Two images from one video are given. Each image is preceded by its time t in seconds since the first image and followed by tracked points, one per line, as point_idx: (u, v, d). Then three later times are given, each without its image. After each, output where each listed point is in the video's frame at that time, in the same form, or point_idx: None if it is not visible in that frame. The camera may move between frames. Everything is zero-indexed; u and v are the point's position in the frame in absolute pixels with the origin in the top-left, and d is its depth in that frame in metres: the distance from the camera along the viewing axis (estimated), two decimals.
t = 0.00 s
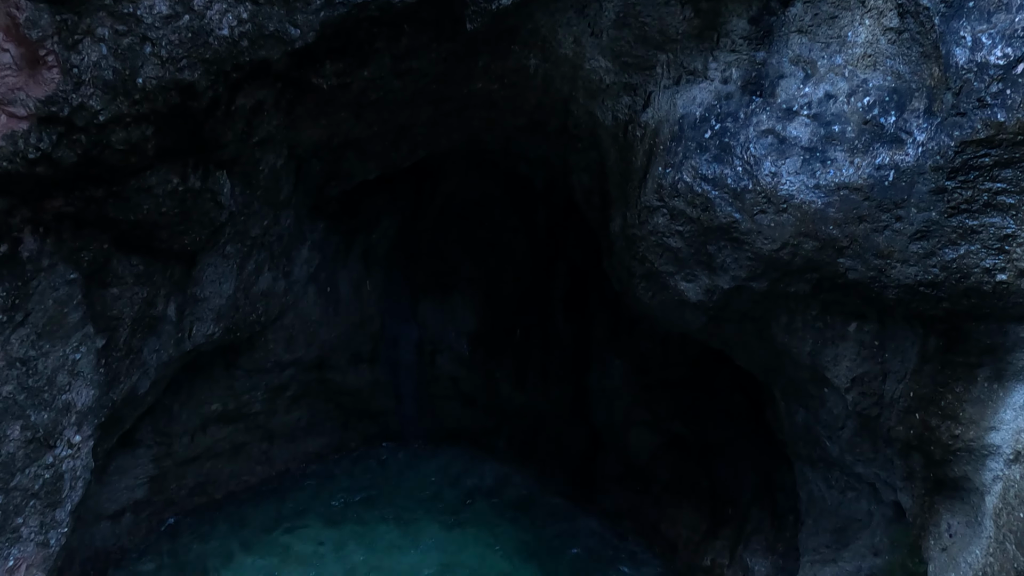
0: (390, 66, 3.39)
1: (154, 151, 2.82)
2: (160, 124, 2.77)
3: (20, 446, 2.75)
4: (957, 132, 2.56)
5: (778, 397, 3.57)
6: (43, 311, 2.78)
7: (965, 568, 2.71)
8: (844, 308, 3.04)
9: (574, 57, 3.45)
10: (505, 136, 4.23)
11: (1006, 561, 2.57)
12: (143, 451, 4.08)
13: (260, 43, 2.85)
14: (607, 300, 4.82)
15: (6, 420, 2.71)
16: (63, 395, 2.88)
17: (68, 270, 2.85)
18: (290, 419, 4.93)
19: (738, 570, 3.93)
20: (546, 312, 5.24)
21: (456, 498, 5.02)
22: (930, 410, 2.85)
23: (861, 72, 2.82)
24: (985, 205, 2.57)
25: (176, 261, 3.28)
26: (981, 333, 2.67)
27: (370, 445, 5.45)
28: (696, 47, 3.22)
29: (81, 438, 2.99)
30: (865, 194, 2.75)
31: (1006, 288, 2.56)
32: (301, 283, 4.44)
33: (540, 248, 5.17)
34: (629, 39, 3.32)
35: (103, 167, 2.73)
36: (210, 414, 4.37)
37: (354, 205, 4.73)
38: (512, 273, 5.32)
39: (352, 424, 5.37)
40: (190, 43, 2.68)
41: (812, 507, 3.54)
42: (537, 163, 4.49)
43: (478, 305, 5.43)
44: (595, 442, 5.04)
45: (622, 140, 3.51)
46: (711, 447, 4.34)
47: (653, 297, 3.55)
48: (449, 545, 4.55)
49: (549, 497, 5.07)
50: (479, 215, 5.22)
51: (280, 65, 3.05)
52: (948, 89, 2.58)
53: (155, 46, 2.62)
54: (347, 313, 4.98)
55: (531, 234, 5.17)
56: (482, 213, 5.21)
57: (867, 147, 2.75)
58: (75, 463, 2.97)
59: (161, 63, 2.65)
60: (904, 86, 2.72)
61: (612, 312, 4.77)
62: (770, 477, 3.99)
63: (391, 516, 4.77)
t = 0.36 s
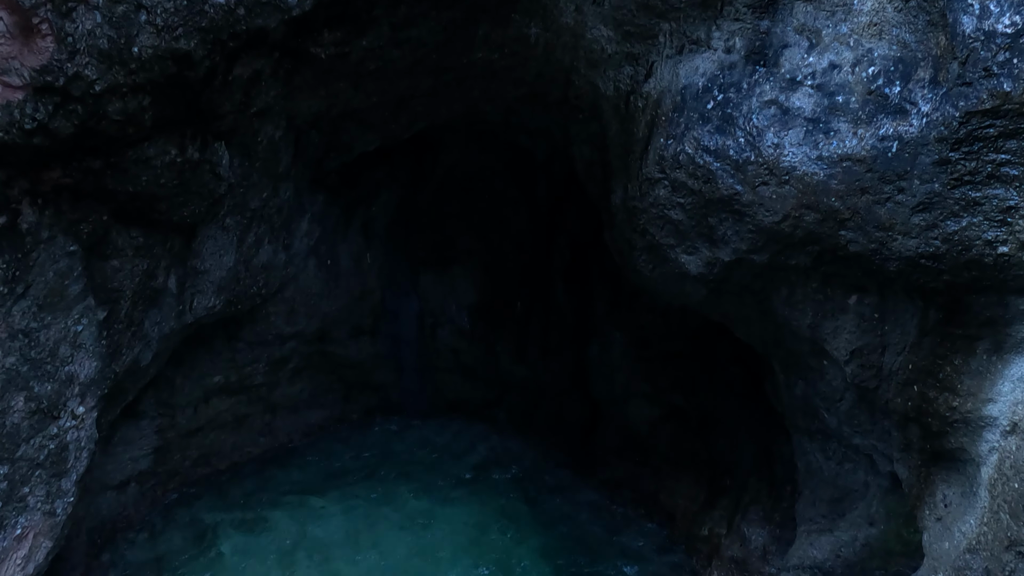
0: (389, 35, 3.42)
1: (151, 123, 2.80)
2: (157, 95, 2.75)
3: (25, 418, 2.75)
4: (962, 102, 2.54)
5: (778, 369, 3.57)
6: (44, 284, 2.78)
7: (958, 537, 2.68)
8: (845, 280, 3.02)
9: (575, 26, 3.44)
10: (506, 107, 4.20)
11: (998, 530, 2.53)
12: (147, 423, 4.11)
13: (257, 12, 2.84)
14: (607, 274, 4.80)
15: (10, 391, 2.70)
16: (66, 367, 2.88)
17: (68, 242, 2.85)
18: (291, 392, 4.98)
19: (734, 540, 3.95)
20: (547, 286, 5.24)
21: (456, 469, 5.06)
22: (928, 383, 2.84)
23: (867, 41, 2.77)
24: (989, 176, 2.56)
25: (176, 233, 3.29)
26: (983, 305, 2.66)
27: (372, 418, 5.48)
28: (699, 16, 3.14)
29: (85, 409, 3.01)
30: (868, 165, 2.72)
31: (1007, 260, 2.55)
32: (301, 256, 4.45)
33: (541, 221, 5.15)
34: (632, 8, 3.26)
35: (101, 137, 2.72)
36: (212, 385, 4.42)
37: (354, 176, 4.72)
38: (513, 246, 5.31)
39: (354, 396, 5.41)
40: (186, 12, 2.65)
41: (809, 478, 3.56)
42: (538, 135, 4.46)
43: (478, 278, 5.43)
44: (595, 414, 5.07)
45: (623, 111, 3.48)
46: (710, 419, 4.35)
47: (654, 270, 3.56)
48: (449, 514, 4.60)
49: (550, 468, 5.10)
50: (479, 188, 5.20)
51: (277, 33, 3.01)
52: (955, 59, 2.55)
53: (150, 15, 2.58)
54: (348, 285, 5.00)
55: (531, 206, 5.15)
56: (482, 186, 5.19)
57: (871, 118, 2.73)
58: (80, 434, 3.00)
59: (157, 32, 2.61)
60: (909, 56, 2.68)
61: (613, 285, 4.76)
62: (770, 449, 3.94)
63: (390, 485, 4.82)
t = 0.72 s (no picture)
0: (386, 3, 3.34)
1: (146, 94, 2.77)
2: (152, 65, 2.72)
3: (27, 390, 2.75)
4: (965, 73, 2.53)
5: (777, 343, 3.57)
6: (42, 256, 2.77)
7: (952, 507, 2.65)
8: (843, 253, 3.03)
9: None
10: (505, 77, 4.17)
11: (992, 499, 2.49)
12: (149, 395, 4.14)
13: None
14: (607, 247, 4.78)
15: (10, 363, 2.70)
16: (66, 339, 2.88)
17: (65, 215, 2.84)
18: (292, 364, 4.99)
19: (730, 511, 3.99)
20: (546, 259, 5.22)
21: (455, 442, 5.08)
22: (925, 354, 2.85)
23: (871, 11, 2.74)
24: (991, 148, 2.53)
25: (174, 207, 3.27)
26: (983, 278, 2.65)
27: (372, 390, 5.50)
28: None
29: (86, 381, 3.00)
30: (870, 137, 2.70)
31: (1007, 233, 2.53)
32: (300, 229, 4.44)
33: (540, 194, 5.12)
34: None
35: (96, 109, 2.69)
36: (212, 358, 4.42)
37: (353, 148, 4.70)
38: (512, 219, 5.28)
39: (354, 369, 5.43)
40: None
41: (806, 449, 3.59)
42: (537, 106, 4.42)
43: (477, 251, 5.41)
44: (594, 387, 5.08)
45: (623, 82, 3.46)
46: (707, 393, 4.36)
47: (653, 243, 3.54)
48: (448, 486, 4.63)
49: (549, 440, 5.14)
50: (479, 160, 5.16)
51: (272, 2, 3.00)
52: (960, 28, 2.53)
53: None
54: (347, 259, 4.99)
55: (531, 179, 5.12)
56: (482, 159, 5.15)
57: (873, 88, 2.70)
58: (82, 407, 2.98)
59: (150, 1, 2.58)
60: (913, 26, 2.65)
61: (612, 258, 4.74)
62: (767, 421, 3.98)
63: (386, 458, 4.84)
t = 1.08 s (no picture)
0: None
1: (140, 64, 2.77)
2: (145, 35, 2.71)
3: (26, 362, 2.72)
4: (969, 42, 2.50)
5: (774, 316, 3.58)
6: (39, 230, 2.74)
7: (944, 478, 2.65)
8: (842, 227, 3.01)
9: None
10: (503, 48, 4.13)
11: (983, 470, 2.51)
12: (149, 369, 4.14)
13: None
14: (605, 220, 4.77)
15: (9, 336, 2.66)
16: (65, 313, 2.88)
17: (60, 188, 2.81)
18: (291, 339, 5.00)
19: (726, 483, 4.02)
20: (545, 233, 5.21)
21: (453, 415, 5.10)
22: (922, 327, 2.84)
23: None
24: (993, 119, 2.52)
25: (170, 179, 3.31)
26: (982, 251, 2.63)
27: (371, 364, 5.51)
28: None
29: (85, 354, 3.01)
30: (870, 108, 2.68)
31: (1006, 205, 2.52)
32: (297, 203, 4.44)
33: (539, 167, 5.10)
34: None
35: (89, 80, 2.68)
36: (211, 333, 4.43)
37: (350, 121, 4.66)
38: (511, 193, 5.26)
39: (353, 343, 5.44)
40: None
41: (801, 422, 3.62)
42: (535, 78, 4.38)
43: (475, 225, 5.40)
44: (593, 361, 5.10)
45: (623, 53, 3.42)
46: (705, 366, 4.38)
47: (651, 217, 3.53)
48: (447, 459, 4.66)
49: (547, 413, 5.17)
50: (477, 133, 5.13)
51: None
52: None
53: None
54: (345, 233, 4.98)
55: (530, 153, 5.09)
56: (481, 132, 5.13)
57: (875, 59, 2.66)
58: (82, 379, 2.98)
59: None
60: None
61: (610, 232, 4.73)
62: (764, 393, 4.01)
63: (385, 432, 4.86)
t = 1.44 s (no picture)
0: None
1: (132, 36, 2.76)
2: (136, 6, 2.69)
3: (25, 337, 2.71)
4: (972, 13, 2.46)
5: (772, 290, 3.58)
6: (34, 205, 2.71)
7: (938, 451, 2.67)
8: (842, 200, 2.99)
9: None
10: (500, 20, 4.09)
11: (977, 443, 2.51)
12: (148, 344, 4.15)
13: None
14: (603, 194, 4.74)
15: (6, 313, 2.65)
16: (62, 288, 2.87)
17: (54, 161, 2.78)
18: (289, 314, 5.00)
19: (722, 455, 4.05)
20: (543, 207, 5.20)
21: (451, 389, 5.12)
22: (919, 302, 2.84)
23: None
24: (994, 91, 2.49)
25: (164, 153, 3.31)
26: (980, 225, 2.61)
27: (371, 339, 5.53)
28: None
29: (83, 330, 3.01)
30: (871, 80, 2.66)
31: (1006, 177, 2.49)
32: (294, 177, 4.42)
33: (537, 141, 5.07)
34: None
35: (81, 51, 2.66)
36: (210, 308, 4.43)
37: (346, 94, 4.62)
38: (509, 167, 5.24)
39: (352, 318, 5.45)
40: None
41: (798, 396, 3.65)
42: (532, 50, 4.34)
43: (473, 199, 5.38)
44: (591, 336, 5.07)
45: (623, 24, 3.38)
46: (702, 340, 4.40)
47: (650, 190, 3.52)
48: (445, 433, 4.69)
49: (545, 387, 5.18)
50: (474, 106, 5.10)
51: None
52: None
53: None
54: (342, 208, 4.96)
55: (528, 126, 5.06)
56: (478, 105, 5.09)
57: (877, 30, 2.64)
58: (81, 354, 2.98)
59: None
60: None
61: (608, 206, 4.72)
62: (760, 367, 4.04)
63: (382, 406, 4.89)
